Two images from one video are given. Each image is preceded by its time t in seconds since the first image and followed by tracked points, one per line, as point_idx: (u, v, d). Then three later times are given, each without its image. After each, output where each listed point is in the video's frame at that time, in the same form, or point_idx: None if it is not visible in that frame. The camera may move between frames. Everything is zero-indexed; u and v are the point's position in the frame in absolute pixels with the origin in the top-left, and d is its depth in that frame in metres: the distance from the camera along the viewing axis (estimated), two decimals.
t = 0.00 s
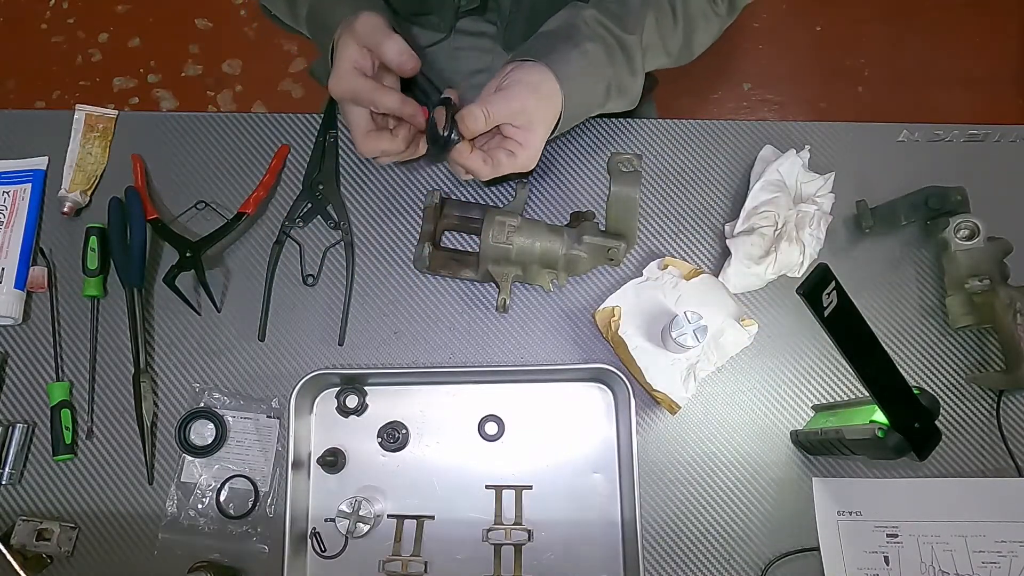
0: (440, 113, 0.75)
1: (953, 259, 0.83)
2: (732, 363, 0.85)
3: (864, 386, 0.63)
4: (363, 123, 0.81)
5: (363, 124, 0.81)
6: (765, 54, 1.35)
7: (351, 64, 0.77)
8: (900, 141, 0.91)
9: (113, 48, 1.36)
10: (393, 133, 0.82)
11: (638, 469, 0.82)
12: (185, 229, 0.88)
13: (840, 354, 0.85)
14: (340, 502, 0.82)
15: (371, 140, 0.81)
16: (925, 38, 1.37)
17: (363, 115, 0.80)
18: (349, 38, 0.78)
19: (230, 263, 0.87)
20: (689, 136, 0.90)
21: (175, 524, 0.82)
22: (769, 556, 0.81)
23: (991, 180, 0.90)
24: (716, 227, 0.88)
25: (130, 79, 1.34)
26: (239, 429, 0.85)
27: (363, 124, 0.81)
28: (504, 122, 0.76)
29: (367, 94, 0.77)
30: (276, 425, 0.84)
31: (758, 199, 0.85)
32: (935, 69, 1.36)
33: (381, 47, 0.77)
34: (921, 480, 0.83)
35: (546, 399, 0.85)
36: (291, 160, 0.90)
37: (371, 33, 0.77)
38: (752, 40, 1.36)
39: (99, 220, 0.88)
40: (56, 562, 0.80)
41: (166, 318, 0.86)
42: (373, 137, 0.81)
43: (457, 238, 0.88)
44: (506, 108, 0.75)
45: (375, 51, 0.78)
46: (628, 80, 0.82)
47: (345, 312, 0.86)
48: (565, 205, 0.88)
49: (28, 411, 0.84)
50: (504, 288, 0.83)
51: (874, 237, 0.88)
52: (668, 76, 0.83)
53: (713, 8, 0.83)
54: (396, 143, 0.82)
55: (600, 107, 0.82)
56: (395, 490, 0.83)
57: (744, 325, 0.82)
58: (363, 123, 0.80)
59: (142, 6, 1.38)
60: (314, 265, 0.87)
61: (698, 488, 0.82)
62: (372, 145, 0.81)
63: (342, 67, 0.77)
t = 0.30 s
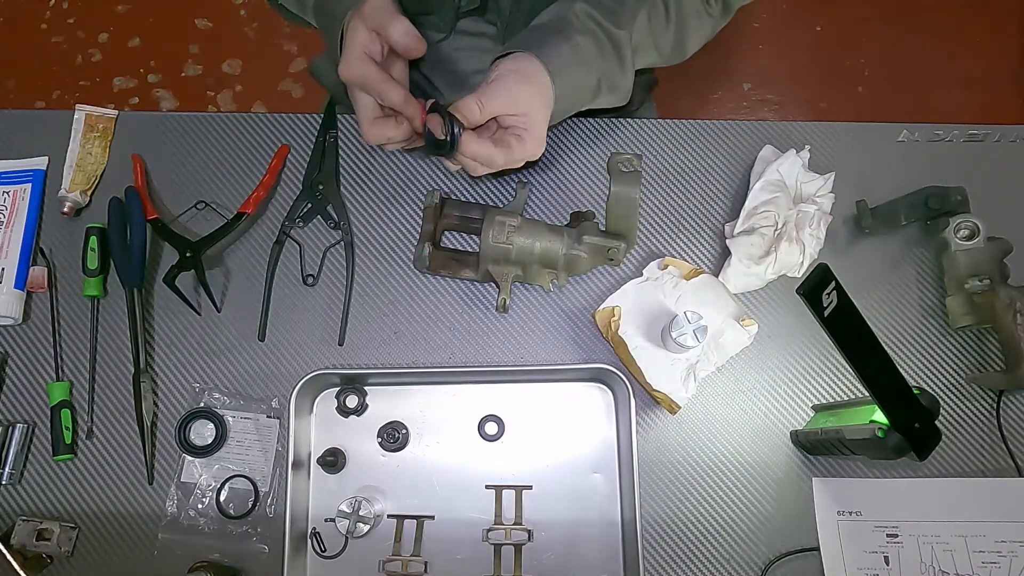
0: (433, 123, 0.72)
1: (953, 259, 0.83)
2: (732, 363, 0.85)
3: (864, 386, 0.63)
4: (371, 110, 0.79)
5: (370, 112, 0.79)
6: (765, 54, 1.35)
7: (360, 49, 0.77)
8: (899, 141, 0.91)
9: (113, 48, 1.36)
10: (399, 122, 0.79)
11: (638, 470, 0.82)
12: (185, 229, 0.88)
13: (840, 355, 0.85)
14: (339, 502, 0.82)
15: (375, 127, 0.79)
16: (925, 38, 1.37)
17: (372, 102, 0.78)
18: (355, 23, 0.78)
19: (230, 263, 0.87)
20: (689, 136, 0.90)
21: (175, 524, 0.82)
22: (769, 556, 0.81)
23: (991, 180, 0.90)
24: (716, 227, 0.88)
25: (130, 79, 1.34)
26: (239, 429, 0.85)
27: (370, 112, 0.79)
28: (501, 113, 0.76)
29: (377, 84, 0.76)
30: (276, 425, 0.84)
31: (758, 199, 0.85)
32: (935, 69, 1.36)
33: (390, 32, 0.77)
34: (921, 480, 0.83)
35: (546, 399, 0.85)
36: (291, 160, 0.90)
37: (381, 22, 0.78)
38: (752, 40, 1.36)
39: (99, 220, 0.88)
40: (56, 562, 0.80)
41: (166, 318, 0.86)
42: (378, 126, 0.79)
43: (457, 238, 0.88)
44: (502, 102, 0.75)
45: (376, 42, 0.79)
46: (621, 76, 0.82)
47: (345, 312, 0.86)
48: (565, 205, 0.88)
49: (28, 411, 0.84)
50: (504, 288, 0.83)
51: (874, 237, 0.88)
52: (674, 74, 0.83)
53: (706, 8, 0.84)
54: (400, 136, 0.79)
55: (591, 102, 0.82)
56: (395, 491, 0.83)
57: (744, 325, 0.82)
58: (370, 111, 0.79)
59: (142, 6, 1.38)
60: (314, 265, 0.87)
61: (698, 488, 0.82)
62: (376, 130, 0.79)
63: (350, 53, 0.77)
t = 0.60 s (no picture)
0: (433, 122, 0.72)
1: (953, 259, 0.83)
2: (732, 363, 0.85)
3: (865, 386, 0.63)
4: (372, 101, 0.79)
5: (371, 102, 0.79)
6: (765, 54, 1.35)
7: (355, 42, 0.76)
8: (899, 141, 0.91)
9: (113, 49, 1.36)
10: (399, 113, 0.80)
11: (638, 469, 0.82)
12: (185, 229, 0.88)
13: (840, 354, 0.85)
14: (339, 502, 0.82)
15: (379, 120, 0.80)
16: (924, 38, 1.37)
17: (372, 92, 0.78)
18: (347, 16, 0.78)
19: (230, 263, 0.87)
20: (689, 136, 0.90)
21: (175, 524, 0.82)
22: (769, 557, 0.81)
23: (990, 180, 0.90)
24: (716, 227, 0.88)
25: (130, 79, 1.34)
26: (239, 429, 0.85)
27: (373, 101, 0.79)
28: (498, 102, 0.77)
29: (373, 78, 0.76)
30: (276, 425, 0.84)
31: (758, 199, 0.85)
32: (935, 69, 1.36)
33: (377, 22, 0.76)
34: (921, 480, 0.83)
35: (546, 399, 0.85)
36: (291, 160, 0.90)
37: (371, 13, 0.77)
38: (752, 40, 1.36)
39: (99, 220, 0.88)
40: (56, 562, 0.80)
41: (166, 318, 0.86)
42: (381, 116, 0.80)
43: (457, 238, 0.88)
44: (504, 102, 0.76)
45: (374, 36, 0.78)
46: (617, 76, 0.82)
47: (345, 312, 0.86)
48: (565, 205, 0.88)
49: (28, 411, 0.84)
50: (504, 288, 0.83)
51: (874, 237, 0.88)
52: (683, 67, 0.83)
53: (703, 12, 0.82)
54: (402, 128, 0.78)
55: (584, 100, 0.82)
56: (395, 491, 0.83)
57: (744, 325, 0.82)
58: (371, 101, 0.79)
59: (142, 6, 1.38)
60: (314, 265, 0.87)
61: (698, 489, 0.82)
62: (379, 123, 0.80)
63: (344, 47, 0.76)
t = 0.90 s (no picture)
0: (432, 127, 0.70)
1: (953, 259, 0.83)
2: (732, 363, 0.85)
3: (865, 386, 0.63)
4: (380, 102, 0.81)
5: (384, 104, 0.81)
6: (765, 54, 1.35)
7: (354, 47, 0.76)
8: (899, 141, 0.91)
9: (113, 49, 1.36)
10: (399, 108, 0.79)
11: (638, 470, 0.82)
12: (185, 229, 0.88)
13: (840, 355, 0.85)
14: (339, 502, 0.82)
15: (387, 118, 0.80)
16: (925, 38, 1.37)
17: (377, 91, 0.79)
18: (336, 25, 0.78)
19: (230, 263, 0.87)
20: (689, 136, 0.90)
21: (175, 524, 0.82)
22: (769, 557, 0.81)
23: (990, 180, 0.90)
24: (716, 227, 0.88)
25: (130, 79, 1.34)
26: (239, 429, 0.85)
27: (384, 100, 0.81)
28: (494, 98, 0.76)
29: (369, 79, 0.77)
30: (276, 425, 0.84)
31: (758, 199, 0.85)
32: (936, 70, 1.36)
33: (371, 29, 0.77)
34: (921, 480, 0.83)
35: (546, 399, 0.85)
36: (291, 160, 0.90)
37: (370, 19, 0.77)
38: (752, 40, 1.36)
39: (99, 220, 0.88)
40: (56, 562, 0.80)
41: (166, 318, 0.86)
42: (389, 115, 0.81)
43: (457, 238, 0.88)
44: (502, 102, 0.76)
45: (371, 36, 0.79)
46: (613, 82, 0.82)
47: (345, 312, 0.86)
48: (565, 205, 0.88)
49: (28, 411, 0.84)
50: (504, 288, 0.83)
51: (875, 236, 0.88)
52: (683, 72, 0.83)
53: (700, 16, 0.83)
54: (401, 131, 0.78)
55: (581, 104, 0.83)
56: (395, 491, 0.83)
57: (744, 325, 0.82)
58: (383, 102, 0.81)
59: (142, 6, 1.38)
60: (314, 265, 0.87)
61: (698, 489, 0.82)
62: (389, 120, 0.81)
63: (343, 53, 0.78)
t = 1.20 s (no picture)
0: (428, 133, 0.70)
1: (953, 259, 0.83)
2: (732, 364, 0.85)
3: (865, 386, 0.63)
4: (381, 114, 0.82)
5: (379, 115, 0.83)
6: (765, 54, 1.35)
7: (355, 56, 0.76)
8: (899, 141, 0.91)
9: (113, 49, 1.36)
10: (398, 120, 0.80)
11: (638, 469, 0.82)
12: (185, 229, 0.88)
13: (840, 355, 0.85)
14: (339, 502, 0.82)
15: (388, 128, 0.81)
16: (925, 38, 1.37)
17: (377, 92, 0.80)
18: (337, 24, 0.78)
19: (230, 263, 0.87)
20: (689, 136, 0.90)
21: (175, 524, 0.82)
22: (769, 557, 0.81)
23: (990, 180, 0.90)
24: (716, 227, 0.88)
25: (130, 79, 1.34)
26: (239, 429, 0.85)
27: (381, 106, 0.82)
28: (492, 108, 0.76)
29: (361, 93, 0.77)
30: (276, 425, 0.84)
31: (758, 199, 0.86)
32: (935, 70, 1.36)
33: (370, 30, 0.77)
34: (921, 480, 0.83)
35: (546, 399, 0.85)
36: (291, 160, 0.90)
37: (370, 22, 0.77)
38: (752, 40, 1.36)
39: (99, 220, 0.88)
40: (56, 562, 0.80)
41: (166, 318, 0.86)
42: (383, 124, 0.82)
43: (457, 238, 0.88)
44: (498, 107, 0.75)
45: (371, 37, 0.79)
46: (614, 86, 0.81)
47: (345, 312, 0.86)
48: (566, 205, 0.88)
49: (28, 411, 0.84)
50: (504, 288, 0.83)
51: (874, 236, 0.88)
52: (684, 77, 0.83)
53: (699, 17, 0.83)
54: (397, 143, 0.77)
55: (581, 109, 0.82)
56: (395, 491, 0.83)
57: (744, 325, 0.82)
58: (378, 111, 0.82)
59: (142, 6, 1.38)
60: (314, 265, 0.87)
61: (698, 489, 0.82)
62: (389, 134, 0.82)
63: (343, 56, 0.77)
